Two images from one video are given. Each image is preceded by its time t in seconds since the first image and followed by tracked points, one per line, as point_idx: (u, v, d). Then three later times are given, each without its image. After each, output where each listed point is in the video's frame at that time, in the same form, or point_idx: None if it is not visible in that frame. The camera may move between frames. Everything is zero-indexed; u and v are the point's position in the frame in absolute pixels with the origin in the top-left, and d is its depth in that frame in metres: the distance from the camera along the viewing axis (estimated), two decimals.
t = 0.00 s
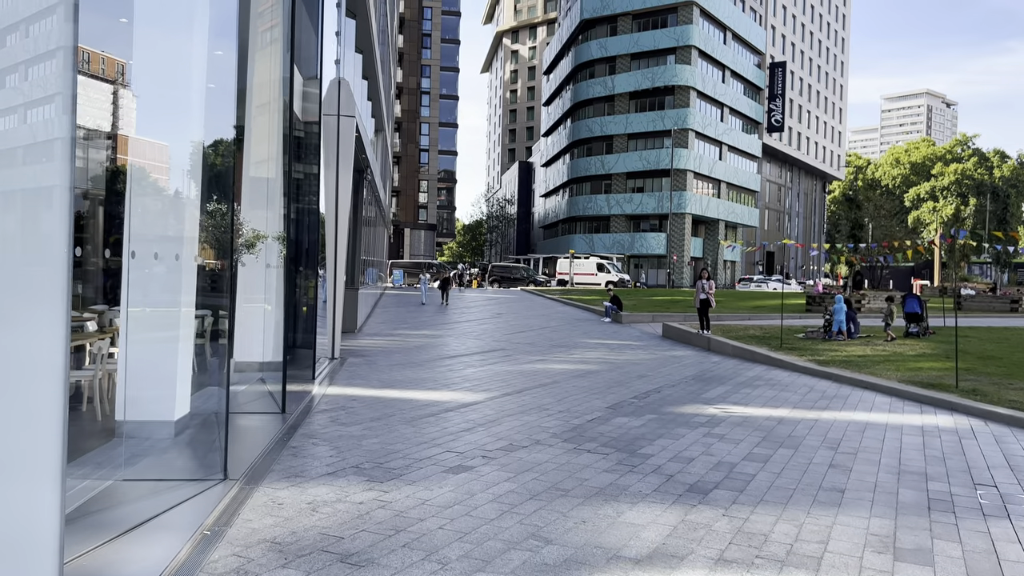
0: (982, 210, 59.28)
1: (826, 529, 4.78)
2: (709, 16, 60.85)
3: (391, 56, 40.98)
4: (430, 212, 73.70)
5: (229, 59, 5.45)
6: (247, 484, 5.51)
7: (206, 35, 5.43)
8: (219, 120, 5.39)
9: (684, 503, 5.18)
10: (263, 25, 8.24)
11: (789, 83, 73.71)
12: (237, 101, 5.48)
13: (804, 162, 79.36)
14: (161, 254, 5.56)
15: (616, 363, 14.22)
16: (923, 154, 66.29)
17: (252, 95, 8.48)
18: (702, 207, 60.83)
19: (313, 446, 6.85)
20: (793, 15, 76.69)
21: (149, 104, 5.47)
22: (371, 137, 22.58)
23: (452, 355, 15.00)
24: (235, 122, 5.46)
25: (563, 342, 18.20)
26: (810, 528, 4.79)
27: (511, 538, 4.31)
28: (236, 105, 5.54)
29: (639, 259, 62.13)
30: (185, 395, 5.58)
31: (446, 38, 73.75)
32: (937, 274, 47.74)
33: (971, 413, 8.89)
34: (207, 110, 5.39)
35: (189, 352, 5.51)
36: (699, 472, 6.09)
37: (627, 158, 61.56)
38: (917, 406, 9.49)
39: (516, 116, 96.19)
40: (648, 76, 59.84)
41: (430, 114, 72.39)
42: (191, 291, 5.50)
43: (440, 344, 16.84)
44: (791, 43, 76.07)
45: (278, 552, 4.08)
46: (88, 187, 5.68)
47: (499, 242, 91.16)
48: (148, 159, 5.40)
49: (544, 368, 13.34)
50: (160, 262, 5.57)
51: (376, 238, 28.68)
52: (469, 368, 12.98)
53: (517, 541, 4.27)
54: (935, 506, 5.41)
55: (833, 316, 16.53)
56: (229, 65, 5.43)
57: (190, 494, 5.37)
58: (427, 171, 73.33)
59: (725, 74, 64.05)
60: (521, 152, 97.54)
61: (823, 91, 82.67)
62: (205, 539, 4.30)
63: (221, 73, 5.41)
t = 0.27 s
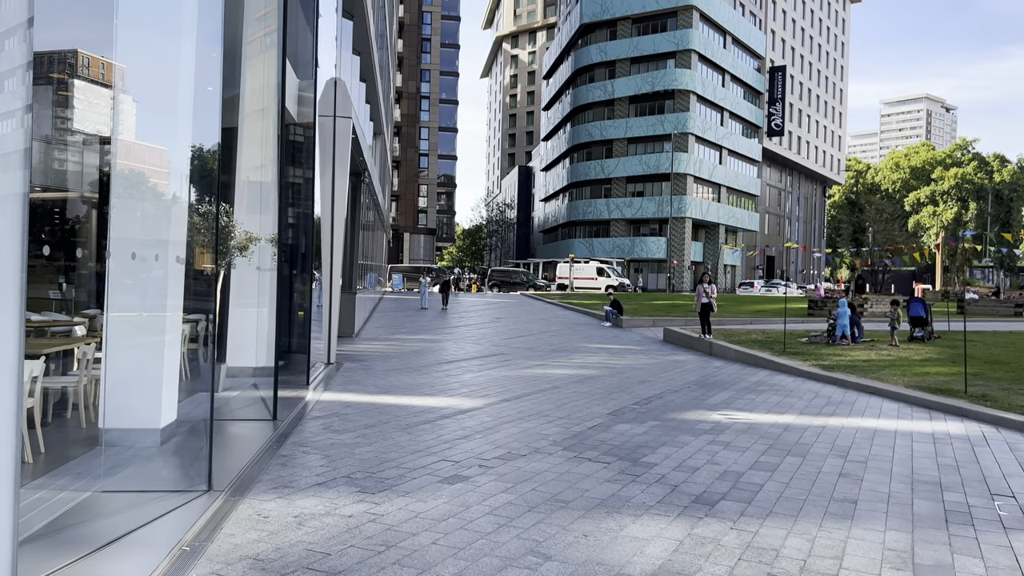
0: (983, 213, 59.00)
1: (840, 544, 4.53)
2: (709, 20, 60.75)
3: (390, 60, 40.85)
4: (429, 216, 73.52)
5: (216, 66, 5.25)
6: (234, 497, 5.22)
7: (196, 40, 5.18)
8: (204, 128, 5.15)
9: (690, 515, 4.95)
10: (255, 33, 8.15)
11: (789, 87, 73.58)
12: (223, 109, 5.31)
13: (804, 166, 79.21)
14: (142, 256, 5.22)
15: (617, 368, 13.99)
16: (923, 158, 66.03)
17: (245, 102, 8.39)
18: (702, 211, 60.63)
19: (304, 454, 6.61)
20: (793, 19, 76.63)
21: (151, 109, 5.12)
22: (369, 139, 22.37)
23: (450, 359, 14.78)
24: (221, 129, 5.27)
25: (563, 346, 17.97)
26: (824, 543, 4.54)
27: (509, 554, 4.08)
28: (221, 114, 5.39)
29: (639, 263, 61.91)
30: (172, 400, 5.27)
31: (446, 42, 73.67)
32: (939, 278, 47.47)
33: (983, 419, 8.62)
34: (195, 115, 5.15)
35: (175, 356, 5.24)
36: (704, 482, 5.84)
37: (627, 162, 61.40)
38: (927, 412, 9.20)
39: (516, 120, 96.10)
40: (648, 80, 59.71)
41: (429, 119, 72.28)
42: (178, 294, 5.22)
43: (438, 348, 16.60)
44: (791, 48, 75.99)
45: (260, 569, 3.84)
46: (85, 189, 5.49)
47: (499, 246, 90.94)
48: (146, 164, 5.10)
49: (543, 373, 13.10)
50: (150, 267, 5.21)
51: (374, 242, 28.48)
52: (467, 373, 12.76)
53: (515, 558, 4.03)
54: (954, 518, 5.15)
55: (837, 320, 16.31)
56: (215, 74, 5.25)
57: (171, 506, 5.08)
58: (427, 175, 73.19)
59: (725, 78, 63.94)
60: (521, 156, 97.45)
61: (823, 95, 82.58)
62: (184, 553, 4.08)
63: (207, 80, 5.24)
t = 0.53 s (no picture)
0: (983, 219, 58.79)
1: (857, 571, 4.28)
2: (707, 26, 60.72)
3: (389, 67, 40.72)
4: (428, 223, 73.37)
5: (202, 75, 5.01)
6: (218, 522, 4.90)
7: (182, 45, 4.93)
8: (192, 132, 4.89)
9: (697, 539, 4.70)
10: (249, 41, 8.04)
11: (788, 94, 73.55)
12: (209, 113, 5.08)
13: (804, 172, 79.11)
14: (115, 265, 4.83)
15: (618, 377, 13.78)
16: (923, 165, 65.79)
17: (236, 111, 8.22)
18: (701, 218, 60.46)
19: (294, 472, 6.37)
20: (792, 26, 76.66)
21: (149, 114, 4.84)
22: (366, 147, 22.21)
23: (448, 369, 14.56)
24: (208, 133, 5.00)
25: (562, 355, 17.74)
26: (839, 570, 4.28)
27: None
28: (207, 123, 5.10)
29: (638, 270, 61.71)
30: (156, 416, 4.84)
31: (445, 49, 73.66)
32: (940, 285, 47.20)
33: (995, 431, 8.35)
34: (182, 119, 4.89)
35: (161, 368, 4.91)
36: (710, 503, 5.60)
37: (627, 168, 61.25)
38: (935, 423, 8.94)
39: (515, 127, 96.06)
40: (647, 86, 59.62)
41: (428, 125, 72.22)
42: (163, 303, 4.85)
43: (436, 358, 16.38)
44: (790, 54, 75.99)
45: None
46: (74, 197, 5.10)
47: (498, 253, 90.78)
48: (145, 170, 4.83)
49: (543, 383, 12.87)
50: (130, 276, 4.83)
51: (372, 249, 28.29)
52: (465, 383, 12.53)
53: None
54: (975, 542, 4.88)
55: (840, 328, 16.10)
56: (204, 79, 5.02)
57: (152, 530, 4.78)
58: (425, 182, 73.07)
59: (724, 85, 63.89)
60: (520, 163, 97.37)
61: (822, 101, 82.57)
62: None
63: (190, 95, 4.94)
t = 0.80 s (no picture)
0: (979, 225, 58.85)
1: None
2: (703, 32, 60.73)
3: (384, 71, 40.57)
4: (424, 229, 73.19)
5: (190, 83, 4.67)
6: (199, 542, 4.61)
7: (170, 51, 4.61)
8: (176, 140, 4.63)
9: (705, 557, 4.46)
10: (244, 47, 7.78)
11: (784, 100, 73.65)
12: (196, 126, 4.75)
13: (799, 179, 79.17)
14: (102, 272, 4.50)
15: (616, 384, 13.58)
16: (918, 171, 65.83)
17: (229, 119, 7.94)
18: (698, 224, 60.34)
19: (284, 485, 6.14)
20: (787, 32, 76.81)
21: (143, 120, 4.55)
22: (361, 150, 22.01)
23: (444, 375, 14.34)
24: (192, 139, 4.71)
25: (559, 362, 17.53)
26: None
27: None
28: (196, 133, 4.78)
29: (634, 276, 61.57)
30: (142, 425, 4.54)
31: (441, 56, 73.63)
32: (937, 292, 47.15)
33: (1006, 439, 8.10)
34: (167, 126, 4.62)
35: (147, 376, 4.50)
36: (719, 516, 5.37)
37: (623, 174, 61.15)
38: (943, 431, 8.69)
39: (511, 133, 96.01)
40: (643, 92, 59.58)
41: (424, 131, 72.16)
42: (149, 307, 4.52)
43: (432, 364, 16.14)
44: (785, 60, 76.13)
45: None
46: (67, 204, 4.71)
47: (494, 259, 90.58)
48: (141, 176, 4.51)
49: (540, 390, 12.67)
50: (116, 281, 4.50)
51: (368, 255, 28.08)
52: (461, 391, 12.30)
53: None
54: (995, 559, 4.63)
55: (841, 334, 15.94)
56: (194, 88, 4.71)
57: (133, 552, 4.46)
58: (421, 189, 72.95)
59: (720, 91, 63.93)
60: (516, 169, 97.31)
61: (817, 108, 82.72)
62: None
63: (178, 108, 4.66)
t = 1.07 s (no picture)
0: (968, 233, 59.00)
1: None
2: (694, 40, 60.89)
3: (375, 78, 40.35)
4: (414, 236, 72.86)
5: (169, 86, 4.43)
6: (178, 562, 4.39)
7: (149, 56, 4.41)
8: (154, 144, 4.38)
9: None
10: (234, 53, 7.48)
11: (774, 108, 73.92)
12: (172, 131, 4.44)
13: (789, 186, 79.43)
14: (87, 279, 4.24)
15: (611, 393, 13.38)
16: (906, 179, 66.09)
17: (215, 125, 7.73)
18: (689, 231, 60.34)
19: (269, 501, 5.90)
20: (777, 40, 77.18)
21: (129, 126, 4.36)
22: (351, 156, 21.76)
23: (436, 385, 14.11)
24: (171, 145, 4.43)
25: (552, 370, 17.32)
26: None
27: None
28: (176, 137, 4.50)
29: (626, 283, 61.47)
30: (120, 438, 4.31)
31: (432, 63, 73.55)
32: (928, 299, 47.13)
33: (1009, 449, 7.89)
34: (150, 130, 4.39)
35: (126, 389, 4.31)
36: (723, 533, 5.15)
37: (614, 182, 61.13)
38: (945, 441, 8.48)
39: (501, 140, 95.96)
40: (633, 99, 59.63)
41: (414, 138, 71.94)
42: (129, 314, 4.27)
43: (423, 373, 15.90)
44: (775, 69, 76.46)
45: None
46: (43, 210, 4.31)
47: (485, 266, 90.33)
48: (126, 182, 4.29)
49: (534, 400, 12.45)
50: (98, 290, 4.26)
51: (358, 261, 27.81)
52: (453, 400, 12.06)
53: None
54: None
55: (837, 342, 15.79)
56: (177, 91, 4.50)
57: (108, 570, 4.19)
58: (412, 196, 72.69)
59: (711, 98, 64.06)
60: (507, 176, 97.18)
61: (807, 116, 83.07)
62: None
63: (159, 112, 4.42)
